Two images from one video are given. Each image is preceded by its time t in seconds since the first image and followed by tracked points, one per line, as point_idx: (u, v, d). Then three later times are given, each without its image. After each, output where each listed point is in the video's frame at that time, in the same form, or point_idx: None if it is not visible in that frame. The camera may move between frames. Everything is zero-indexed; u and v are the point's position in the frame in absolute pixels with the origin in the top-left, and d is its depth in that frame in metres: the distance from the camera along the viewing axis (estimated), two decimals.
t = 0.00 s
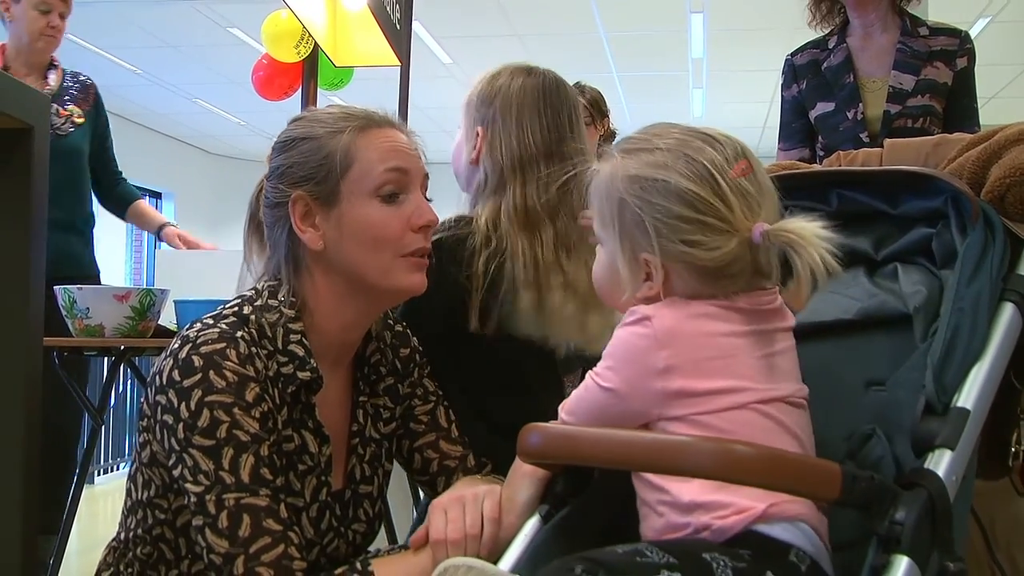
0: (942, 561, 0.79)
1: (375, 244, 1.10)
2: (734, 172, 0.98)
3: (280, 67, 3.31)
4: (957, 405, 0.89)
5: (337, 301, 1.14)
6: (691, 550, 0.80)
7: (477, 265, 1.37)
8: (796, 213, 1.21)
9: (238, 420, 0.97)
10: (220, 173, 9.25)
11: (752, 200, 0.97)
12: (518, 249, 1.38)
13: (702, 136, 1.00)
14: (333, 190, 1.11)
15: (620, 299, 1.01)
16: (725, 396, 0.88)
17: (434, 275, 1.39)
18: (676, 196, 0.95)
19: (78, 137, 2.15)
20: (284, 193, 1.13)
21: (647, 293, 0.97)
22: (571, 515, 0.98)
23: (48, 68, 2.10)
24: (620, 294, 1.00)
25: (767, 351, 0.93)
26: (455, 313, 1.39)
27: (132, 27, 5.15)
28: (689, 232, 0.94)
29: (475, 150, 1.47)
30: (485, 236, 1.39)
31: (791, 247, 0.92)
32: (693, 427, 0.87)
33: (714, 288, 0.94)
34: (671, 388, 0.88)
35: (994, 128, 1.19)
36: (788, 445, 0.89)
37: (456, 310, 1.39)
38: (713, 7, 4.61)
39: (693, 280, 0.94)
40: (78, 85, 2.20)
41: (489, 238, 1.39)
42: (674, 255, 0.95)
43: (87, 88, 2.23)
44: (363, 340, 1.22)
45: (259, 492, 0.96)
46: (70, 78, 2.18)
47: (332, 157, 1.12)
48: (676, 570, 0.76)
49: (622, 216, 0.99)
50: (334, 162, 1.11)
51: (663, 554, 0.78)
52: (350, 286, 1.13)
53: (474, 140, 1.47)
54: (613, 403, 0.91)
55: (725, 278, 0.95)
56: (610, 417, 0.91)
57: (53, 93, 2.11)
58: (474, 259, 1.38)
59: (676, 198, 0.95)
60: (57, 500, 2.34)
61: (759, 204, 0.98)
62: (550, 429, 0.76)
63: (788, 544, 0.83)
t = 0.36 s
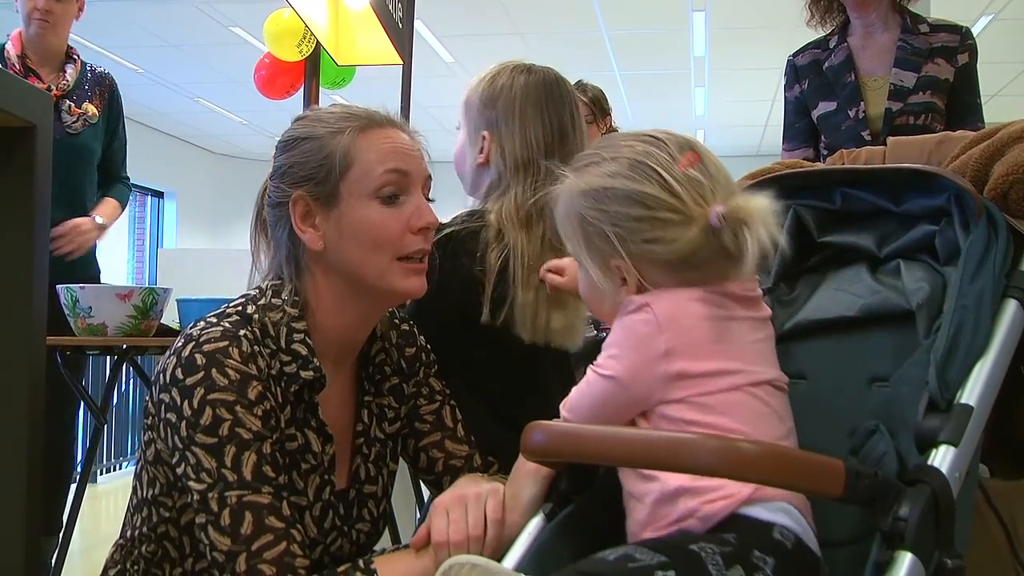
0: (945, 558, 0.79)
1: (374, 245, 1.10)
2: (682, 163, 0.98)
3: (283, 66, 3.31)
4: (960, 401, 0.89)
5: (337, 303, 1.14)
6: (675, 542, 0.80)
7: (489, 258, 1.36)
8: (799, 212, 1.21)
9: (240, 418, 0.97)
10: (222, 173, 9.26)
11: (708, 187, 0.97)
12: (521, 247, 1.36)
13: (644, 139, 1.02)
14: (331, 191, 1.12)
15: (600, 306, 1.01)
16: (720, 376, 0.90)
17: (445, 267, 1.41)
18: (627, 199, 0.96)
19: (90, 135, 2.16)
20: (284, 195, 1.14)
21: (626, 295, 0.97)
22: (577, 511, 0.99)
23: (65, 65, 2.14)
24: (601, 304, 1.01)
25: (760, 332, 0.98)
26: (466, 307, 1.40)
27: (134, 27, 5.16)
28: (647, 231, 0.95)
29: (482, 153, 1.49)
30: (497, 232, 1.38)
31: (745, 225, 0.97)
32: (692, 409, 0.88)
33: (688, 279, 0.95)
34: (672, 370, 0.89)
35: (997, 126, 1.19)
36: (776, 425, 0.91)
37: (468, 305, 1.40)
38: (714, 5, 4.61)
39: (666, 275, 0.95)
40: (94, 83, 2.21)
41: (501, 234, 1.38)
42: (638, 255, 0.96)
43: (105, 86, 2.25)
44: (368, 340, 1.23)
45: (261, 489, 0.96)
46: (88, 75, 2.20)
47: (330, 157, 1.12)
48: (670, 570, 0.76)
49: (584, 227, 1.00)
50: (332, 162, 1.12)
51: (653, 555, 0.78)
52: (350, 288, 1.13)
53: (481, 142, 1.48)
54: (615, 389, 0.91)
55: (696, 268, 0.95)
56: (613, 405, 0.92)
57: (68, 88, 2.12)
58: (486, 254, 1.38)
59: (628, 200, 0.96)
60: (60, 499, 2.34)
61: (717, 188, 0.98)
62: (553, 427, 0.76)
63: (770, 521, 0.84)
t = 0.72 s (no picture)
0: (945, 556, 0.79)
1: (388, 236, 1.11)
2: (648, 114, 1.02)
3: (282, 63, 3.31)
4: (961, 398, 0.89)
5: (341, 295, 1.14)
6: (636, 520, 0.81)
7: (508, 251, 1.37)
8: (801, 209, 1.21)
9: (241, 418, 0.96)
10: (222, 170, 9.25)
11: (671, 136, 1.00)
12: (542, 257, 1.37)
13: (614, 93, 1.05)
14: (345, 179, 1.11)
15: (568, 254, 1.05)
16: (668, 326, 0.93)
17: (458, 262, 1.39)
18: (593, 146, 1.00)
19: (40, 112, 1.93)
20: (291, 176, 1.11)
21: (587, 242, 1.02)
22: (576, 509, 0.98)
23: None
24: (567, 250, 1.05)
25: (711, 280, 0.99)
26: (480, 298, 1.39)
27: (134, 23, 5.15)
28: (609, 176, 0.98)
29: (499, 153, 1.48)
30: (516, 226, 1.38)
31: (706, 172, 0.96)
32: (643, 361, 0.93)
33: (648, 223, 0.98)
34: (619, 325, 0.94)
35: (999, 123, 1.19)
36: (731, 371, 0.93)
37: (487, 298, 1.39)
38: (715, 3, 4.60)
39: (627, 220, 0.99)
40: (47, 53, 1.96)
41: (522, 232, 1.38)
42: (602, 199, 0.99)
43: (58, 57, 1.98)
44: (361, 330, 1.22)
45: (263, 490, 0.96)
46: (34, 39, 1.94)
47: (345, 143, 1.11)
48: (641, 559, 0.76)
49: (550, 169, 1.04)
50: (348, 149, 1.11)
51: (622, 547, 0.78)
52: (355, 279, 1.13)
53: (498, 142, 1.48)
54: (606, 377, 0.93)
55: (652, 215, 0.98)
56: (573, 373, 0.97)
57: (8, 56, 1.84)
58: (504, 247, 1.38)
59: (593, 146, 1.00)
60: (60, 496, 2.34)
61: (681, 139, 1.01)
62: (554, 424, 0.76)
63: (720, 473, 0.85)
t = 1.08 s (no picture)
0: (941, 557, 0.79)
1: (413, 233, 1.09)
2: (657, 71, 1.00)
3: (277, 63, 3.30)
4: (956, 398, 0.89)
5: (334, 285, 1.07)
6: (611, 500, 0.82)
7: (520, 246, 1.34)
8: (796, 208, 1.21)
9: (259, 426, 0.88)
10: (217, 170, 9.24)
11: (675, 95, 0.99)
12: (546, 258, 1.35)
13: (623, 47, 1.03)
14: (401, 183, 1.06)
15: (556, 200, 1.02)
16: (629, 297, 0.92)
17: (467, 256, 1.37)
18: (603, 93, 0.97)
19: None
20: (371, 181, 0.99)
21: (579, 190, 0.98)
22: (571, 510, 0.99)
23: None
24: (554, 195, 1.02)
25: (681, 250, 0.97)
26: (486, 294, 1.36)
27: (129, 22, 5.14)
28: (615, 123, 0.95)
29: (506, 154, 1.47)
30: (527, 225, 1.35)
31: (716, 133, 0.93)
32: (607, 333, 0.92)
33: (644, 178, 0.97)
34: (583, 297, 0.93)
35: (993, 122, 1.19)
36: (698, 339, 0.91)
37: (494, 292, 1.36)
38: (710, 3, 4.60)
39: (624, 171, 0.96)
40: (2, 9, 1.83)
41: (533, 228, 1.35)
42: (604, 145, 0.96)
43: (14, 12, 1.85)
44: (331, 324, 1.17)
45: (276, 501, 0.88)
46: None
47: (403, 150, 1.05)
48: (623, 549, 0.77)
49: (550, 112, 1.00)
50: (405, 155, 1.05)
51: (602, 537, 0.78)
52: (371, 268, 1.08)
53: (504, 142, 1.47)
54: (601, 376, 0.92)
55: (648, 168, 0.96)
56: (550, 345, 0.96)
57: None
58: (515, 243, 1.35)
59: (603, 93, 0.97)
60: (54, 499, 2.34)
61: (684, 102, 1.00)
62: (551, 425, 0.75)
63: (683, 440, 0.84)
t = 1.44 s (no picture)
0: (943, 559, 0.79)
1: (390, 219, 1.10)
2: (652, 61, 1.01)
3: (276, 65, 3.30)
4: (958, 400, 0.89)
5: (326, 274, 1.07)
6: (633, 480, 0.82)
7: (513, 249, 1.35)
8: (797, 212, 1.22)
9: (255, 410, 0.88)
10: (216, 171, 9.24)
11: (671, 84, 1.00)
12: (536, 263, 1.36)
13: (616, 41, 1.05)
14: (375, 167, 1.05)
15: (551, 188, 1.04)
16: (645, 278, 0.92)
17: (459, 254, 1.36)
18: (597, 83, 0.99)
19: None
20: (343, 163, 0.99)
21: (574, 175, 1.00)
22: (573, 511, 0.98)
23: None
24: (550, 181, 1.03)
25: (685, 236, 0.97)
26: (478, 292, 1.37)
27: (128, 24, 5.14)
28: (608, 110, 0.97)
29: (508, 155, 1.46)
30: (523, 229, 1.36)
31: (704, 117, 0.95)
32: (623, 315, 0.91)
33: (636, 164, 0.98)
34: (598, 280, 0.93)
35: (995, 125, 1.19)
36: (711, 316, 0.92)
37: (484, 287, 1.37)
38: (709, 4, 4.60)
39: (617, 156, 0.97)
40: None
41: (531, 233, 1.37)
42: (597, 133, 0.97)
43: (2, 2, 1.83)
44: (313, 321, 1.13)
45: (272, 485, 0.87)
46: None
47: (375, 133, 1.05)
48: (661, 519, 0.78)
49: (550, 101, 1.03)
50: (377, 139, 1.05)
51: (636, 511, 0.79)
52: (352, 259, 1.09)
53: (506, 143, 1.47)
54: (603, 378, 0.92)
55: (643, 155, 0.97)
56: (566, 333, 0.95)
57: None
58: (508, 245, 1.36)
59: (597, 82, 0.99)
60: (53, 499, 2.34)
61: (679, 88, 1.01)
62: (553, 427, 0.75)
63: (708, 415, 0.84)
